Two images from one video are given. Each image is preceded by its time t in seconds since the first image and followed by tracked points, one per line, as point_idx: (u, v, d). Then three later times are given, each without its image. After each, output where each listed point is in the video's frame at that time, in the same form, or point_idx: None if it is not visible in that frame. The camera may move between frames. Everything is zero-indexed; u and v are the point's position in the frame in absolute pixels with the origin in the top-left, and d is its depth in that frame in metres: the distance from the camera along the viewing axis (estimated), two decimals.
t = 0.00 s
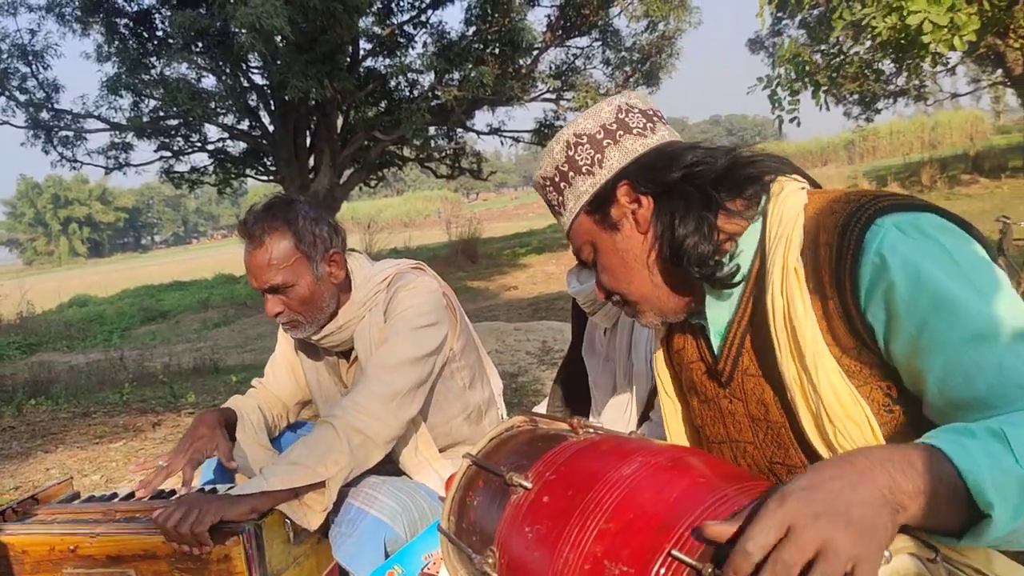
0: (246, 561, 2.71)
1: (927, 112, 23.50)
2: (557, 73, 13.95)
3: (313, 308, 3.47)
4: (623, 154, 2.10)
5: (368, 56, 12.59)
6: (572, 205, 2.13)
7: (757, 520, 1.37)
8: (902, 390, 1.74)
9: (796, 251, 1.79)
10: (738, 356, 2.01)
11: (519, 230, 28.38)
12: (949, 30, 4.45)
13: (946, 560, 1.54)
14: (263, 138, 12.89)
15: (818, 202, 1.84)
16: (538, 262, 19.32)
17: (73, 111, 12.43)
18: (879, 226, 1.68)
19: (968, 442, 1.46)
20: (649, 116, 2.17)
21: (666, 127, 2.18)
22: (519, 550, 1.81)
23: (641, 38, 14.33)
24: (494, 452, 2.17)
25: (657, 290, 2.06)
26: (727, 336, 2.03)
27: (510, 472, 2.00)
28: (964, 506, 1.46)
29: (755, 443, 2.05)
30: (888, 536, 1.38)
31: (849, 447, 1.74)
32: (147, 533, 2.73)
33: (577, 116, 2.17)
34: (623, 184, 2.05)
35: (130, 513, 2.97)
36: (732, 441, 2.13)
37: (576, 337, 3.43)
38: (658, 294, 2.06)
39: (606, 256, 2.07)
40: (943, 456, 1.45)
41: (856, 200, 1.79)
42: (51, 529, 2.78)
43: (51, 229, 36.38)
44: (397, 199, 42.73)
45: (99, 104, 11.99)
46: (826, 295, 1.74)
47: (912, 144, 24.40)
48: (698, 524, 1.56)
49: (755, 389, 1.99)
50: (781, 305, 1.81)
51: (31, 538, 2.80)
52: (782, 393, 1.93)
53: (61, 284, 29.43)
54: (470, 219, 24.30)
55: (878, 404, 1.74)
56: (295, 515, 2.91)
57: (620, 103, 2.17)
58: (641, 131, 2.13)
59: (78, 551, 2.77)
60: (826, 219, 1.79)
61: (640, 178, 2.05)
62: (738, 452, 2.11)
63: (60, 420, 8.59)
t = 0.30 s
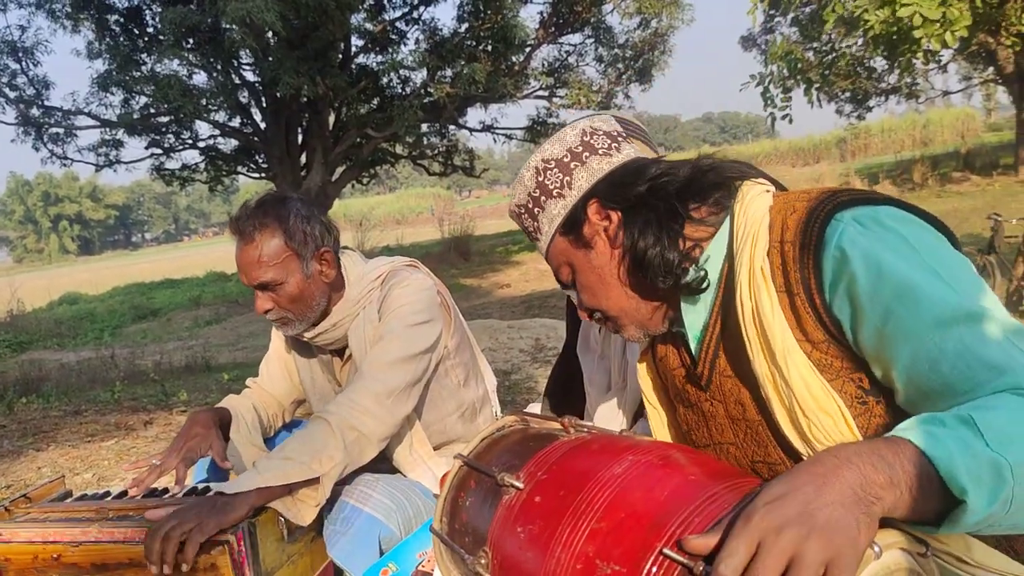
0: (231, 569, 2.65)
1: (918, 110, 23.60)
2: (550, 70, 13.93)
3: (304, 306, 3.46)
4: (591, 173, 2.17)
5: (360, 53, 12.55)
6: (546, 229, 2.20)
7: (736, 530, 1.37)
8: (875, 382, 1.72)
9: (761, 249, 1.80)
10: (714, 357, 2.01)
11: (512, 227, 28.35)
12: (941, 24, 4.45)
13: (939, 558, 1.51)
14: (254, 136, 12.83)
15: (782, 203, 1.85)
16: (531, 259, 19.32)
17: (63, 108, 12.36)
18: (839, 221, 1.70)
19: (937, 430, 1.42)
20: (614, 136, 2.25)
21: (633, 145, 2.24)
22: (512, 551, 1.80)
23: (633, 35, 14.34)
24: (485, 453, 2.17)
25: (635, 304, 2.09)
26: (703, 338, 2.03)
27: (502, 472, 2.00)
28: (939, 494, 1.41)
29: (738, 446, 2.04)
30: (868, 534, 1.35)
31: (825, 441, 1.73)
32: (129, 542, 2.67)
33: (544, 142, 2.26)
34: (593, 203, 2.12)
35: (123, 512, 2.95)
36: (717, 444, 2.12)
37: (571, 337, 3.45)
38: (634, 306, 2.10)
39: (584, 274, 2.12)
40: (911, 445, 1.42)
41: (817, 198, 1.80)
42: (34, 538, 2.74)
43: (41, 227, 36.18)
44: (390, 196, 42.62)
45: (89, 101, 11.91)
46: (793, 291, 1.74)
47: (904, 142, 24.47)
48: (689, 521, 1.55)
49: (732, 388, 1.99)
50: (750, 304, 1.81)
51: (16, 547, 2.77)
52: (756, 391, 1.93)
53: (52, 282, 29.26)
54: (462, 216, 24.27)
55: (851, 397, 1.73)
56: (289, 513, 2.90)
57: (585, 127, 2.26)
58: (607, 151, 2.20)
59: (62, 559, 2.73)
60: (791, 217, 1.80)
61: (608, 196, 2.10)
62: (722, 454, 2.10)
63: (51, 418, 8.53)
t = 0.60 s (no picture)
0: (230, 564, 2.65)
1: (914, 107, 23.63)
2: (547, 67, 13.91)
3: (298, 301, 3.45)
4: (577, 181, 2.18)
5: (356, 50, 12.53)
6: (535, 238, 2.21)
7: (732, 527, 1.37)
8: (867, 379, 1.71)
9: (749, 249, 1.79)
10: (705, 357, 2.00)
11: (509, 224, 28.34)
12: (938, 20, 4.45)
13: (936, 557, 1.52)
14: (251, 133, 12.80)
15: (768, 203, 1.85)
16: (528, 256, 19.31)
17: (59, 105, 12.31)
18: (825, 219, 1.71)
19: (931, 423, 1.42)
20: (599, 143, 2.26)
21: (618, 152, 2.26)
22: (511, 549, 1.79)
23: (630, 32, 14.32)
24: (483, 451, 2.16)
25: (624, 309, 2.12)
26: (693, 338, 2.02)
27: (499, 470, 1.99)
28: (934, 488, 1.40)
29: (732, 446, 2.03)
30: (865, 531, 1.34)
31: (818, 438, 1.72)
32: (128, 539, 2.68)
33: (530, 152, 2.27)
34: (580, 212, 2.13)
35: (120, 510, 2.95)
36: (710, 445, 2.11)
37: (568, 335, 3.44)
38: (623, 312, 2.12)
39: (574, 280, 2.14)
40: (905, 440, 1.41)
41: (803, 196, 1.80)
42: (32, 535, 2.74)
43: (37, 224, 36.08)
44: (387, 193, 42.58)
45: (85, 98, 11.86)
46: (782, 289, 1.73)
47: (901, 139, 24.48)
48: (686, 518, 1.55)
49: (722, 389, 1.98)
50: (739, 304, 1.80)
51: (13, 544, 2.76)
52: (748, 391, 1.92)
53: (48, 279, 29.17)
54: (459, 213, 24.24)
55: (842, 394, 1.72)
56: (285, 511, 2.89)
57: (569, 137, 2.28)
58: (592, 159, 2.21)
59: (59, 557, 2.72)
60: (778, 216, 1.80)
61: (594, 203, 2.11)
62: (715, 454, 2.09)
63: (47, 416, 8.50)
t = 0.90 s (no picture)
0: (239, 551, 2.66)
1: (916, 106, 23.61)
2: (548, 65, 13.91)
3: (286, 300, 3.46)
4: (583, 173, 2.15)
5: (357, 47, 12.53)
6: (539, 227, 2.19)
7: (730, 524, 1.37)
8: (869, 377, 1.72)
9: (753, 245, 1.79)
10: (708, 353, 2.01)
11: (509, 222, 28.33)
12: (938, 19, 4.43)
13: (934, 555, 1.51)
14: (252, 130, 12.79)
15: (772, 199, 1.85)
16: (528, 254, 19.31)
17: (60, 102, 12.31)
18: (830, 215, 1.71)
19: (930, 422, 1.42)
20: (605, 137, 2.23)
21: (625, 146, 2.24)
22: (510, 547, 1.79)
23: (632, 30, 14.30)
24: (482, 450, 2.16)
25: (627, 300, 2.10)
26: (697, 335, 2.02)
27: (500, 469, 1.99)
28: (932, 487, 1.40)
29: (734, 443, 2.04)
30: (864, 527, 1.34)
31: (819, 434, 1.73)
32: (140, 524, 2.69)
33: (537, 143, 2.24)
34: (586, 201, 2.11)
35: (120, 507, 2.95)
36: (712, 440, 2.12)
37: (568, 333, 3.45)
38: (627, 305, 2.11)
39: (578, 271, 2.12)
40: (903, 438, 1.41)
41: (808, 192, 1.79)
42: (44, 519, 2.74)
43: (38, 221, 36.06)
44: (388, 191, 42.54)
45: (86, 95, 11.86)
46: (786, 286, 1.73)
47: (902, 138, 24.45)
48: (685, 517, 1.55)
49: (726, 385, 1.99)
50: (742, 301, 1.80)
51: (25, 530, 2.76)
52: (751, 388, 1.92)
53: (48, 277, 29.17)
54: (460, 211, 24.24)
55: (843, 391, 1.72)
56: (288, 509, 2.90)
57: (575, 128, 2.25)
58: (599, 151, 2.19)
59: (70, 543, 2.72)
60: (783, 212, 1.80)
61: (601, 194, 2.09)
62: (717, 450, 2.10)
63: (48, 413, 8.51)
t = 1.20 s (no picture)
0: (230, 563, 2.64)
1: (921, 105, 23.54)
2: (552, 64, 13.90)
3: (284, 296, 3.48)
4: (625, 139, 2.20)
5: (361, 46, 12.54)
6: (568, 183, 2.18)
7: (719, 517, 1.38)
8: (892, 377, 1.74)
9: (784, 240, 1.81)
10: (728, 348, 2.02)
11: (513, 221, 28.33)
12: (944, 20, 4.39)
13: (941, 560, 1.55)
14: (255, 128, 12.80)
15: (804, 195, 1.85)
16: (532, 253, 19.31)
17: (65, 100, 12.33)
18: (864, 214, 1.68)
19: (942, 420, 1.41)
20: (647, 113, 2.30)
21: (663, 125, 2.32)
22: (518, 543, 1.79)
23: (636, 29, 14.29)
24: (490, 446, 2.17)
25: (652, 273, 2.09)
26: (719, 328, 2.04)
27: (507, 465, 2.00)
28: (948, 486, 1.39)
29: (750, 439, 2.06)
30: (854, 531, 1.34)
31: (834, 433, 1.75)
32: (126, 540, 2.69)
33: (582, 100, 2.26)
34: (628, 165, 2.11)
35: (123, 504, 2.96)
36: (725, 434, 2.13)
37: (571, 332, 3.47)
38: (651, 277, 2.09)
39: (602, 233, 2.09)
40: (914, 438, 1.41)
41: (844, 190, 1.79)
42: (31, 535, 2.76)
43: (42, 219, 36.13)
44: (392, 189, 42.56)
45: (91, 93, 11.89)
46: (813, 283, 1.74)
47: (907, 138, 24.38)
48: (693, 512, 1.54)
49: (744, 379, 2.00)
50: (770, 298, 1.82)
51: (14, 543, 2.78)
52: (772, 384, 1.93)
53: (53, 274, 29.24)
54: (464, 210, 24.24)
55: (866, 393, 1.75)
56: (289, 505, 2.90)
57: (621, 96, 2.29)
58: (643, 123, 2.25)
59: (58, 557, 2.74)
60: (815, 208, 1.80)
61: (646, 159, 2.12)
62: (731, 443, 2.12)
63: (52, 410, 8.54)
